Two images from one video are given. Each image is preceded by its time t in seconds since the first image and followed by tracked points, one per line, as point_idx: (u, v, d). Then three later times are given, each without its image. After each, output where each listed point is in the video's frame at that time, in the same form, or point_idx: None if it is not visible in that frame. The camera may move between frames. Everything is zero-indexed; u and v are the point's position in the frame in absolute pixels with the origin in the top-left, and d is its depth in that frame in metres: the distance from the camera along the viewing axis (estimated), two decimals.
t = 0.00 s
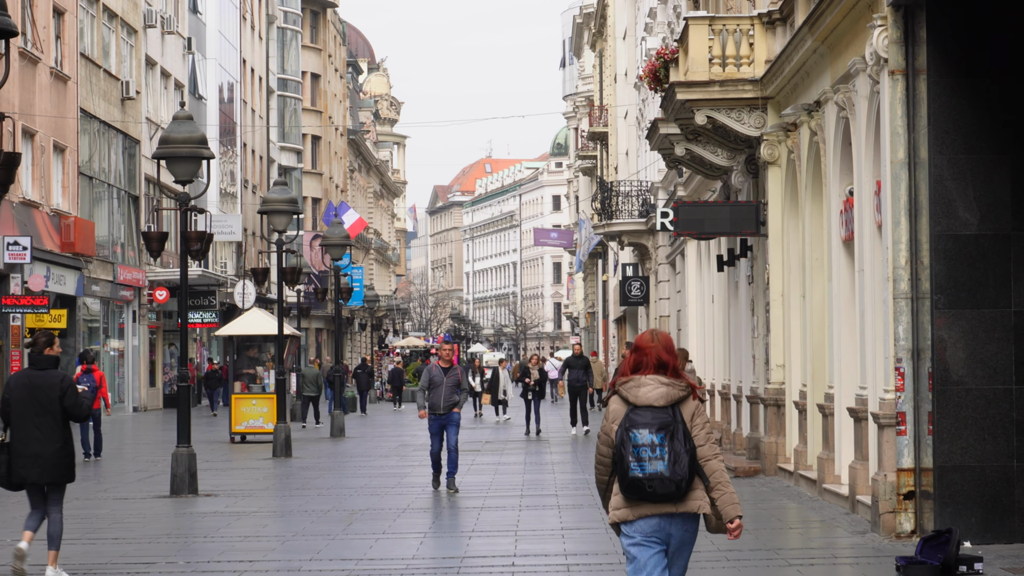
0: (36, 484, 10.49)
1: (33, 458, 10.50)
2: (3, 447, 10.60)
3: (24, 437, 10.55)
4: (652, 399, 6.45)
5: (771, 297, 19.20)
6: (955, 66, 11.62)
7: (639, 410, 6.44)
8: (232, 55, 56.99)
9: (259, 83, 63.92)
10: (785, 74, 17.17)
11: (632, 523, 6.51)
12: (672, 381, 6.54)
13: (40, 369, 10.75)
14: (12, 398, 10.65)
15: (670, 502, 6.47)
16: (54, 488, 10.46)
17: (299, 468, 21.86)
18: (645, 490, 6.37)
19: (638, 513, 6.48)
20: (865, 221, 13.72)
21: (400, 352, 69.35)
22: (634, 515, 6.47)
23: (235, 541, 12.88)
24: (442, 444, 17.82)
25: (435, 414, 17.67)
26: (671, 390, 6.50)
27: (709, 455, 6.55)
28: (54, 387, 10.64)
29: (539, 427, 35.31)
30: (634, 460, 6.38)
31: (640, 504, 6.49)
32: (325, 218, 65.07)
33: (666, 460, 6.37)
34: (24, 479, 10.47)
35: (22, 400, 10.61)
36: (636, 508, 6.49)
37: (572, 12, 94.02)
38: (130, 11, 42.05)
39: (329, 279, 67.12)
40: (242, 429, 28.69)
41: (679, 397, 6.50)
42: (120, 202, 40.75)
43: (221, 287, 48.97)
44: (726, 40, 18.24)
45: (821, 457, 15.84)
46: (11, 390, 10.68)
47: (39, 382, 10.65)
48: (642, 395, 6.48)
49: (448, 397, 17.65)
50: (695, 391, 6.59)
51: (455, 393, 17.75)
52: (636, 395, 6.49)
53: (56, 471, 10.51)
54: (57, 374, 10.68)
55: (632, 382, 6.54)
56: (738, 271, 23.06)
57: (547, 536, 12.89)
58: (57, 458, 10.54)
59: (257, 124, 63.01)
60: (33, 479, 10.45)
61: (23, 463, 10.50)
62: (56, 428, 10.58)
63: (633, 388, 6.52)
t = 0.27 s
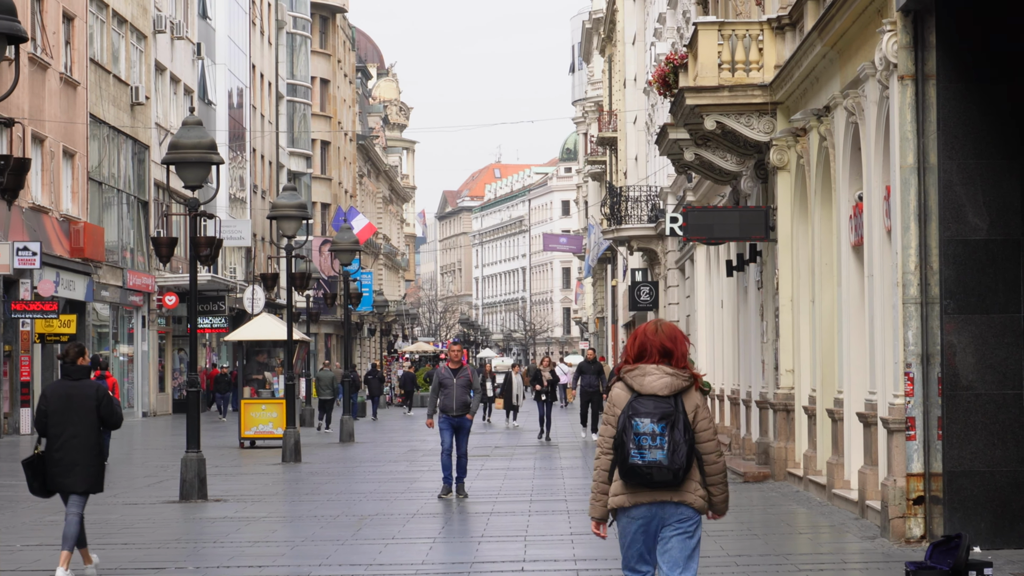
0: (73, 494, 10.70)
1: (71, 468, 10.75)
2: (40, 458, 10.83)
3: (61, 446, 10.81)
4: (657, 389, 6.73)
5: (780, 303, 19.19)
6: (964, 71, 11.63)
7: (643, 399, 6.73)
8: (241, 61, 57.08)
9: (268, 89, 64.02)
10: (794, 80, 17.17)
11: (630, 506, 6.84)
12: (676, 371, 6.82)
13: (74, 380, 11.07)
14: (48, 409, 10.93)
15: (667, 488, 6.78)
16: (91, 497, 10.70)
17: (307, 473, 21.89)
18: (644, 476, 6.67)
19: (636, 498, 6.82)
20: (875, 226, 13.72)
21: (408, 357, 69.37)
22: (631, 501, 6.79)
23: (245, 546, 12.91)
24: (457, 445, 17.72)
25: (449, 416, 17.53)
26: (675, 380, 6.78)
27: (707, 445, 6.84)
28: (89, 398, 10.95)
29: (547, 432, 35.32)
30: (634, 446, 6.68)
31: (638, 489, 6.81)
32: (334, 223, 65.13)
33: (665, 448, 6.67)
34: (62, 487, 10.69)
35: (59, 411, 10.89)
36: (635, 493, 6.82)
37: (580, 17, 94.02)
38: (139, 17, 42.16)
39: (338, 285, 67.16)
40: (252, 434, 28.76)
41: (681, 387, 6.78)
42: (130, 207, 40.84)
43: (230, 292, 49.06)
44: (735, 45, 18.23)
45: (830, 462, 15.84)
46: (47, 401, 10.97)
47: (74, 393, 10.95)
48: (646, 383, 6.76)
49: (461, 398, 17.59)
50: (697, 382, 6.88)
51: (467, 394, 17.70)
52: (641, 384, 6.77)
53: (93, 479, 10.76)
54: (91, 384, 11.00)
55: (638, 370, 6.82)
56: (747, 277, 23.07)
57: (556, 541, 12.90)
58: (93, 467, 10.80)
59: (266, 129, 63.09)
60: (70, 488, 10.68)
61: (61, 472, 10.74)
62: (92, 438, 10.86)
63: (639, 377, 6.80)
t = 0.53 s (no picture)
0: (101, 490, 11.15)
1: (98, 464, 11.16)
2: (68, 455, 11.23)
3: (88, 445, 11.18)
4: (650, 410, 6.78)
5: (789, 308, 19.19)
6: (974, 76, 11.63)
7: (636, 421, 6.77)
8: (251, 67, 57.22)
9: (278, 95, 64.10)
10: (804, 85, 17.17)
11: (626, 522, 6.87)
12: (669, 393, 6.86)
13: (101, 379, 11.40)
14: (75, 408, 11.27)
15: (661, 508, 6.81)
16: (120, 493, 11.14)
17: (317, 479, 21.92)
18: (638, 495, 6.70)
19: (631, 515, 6.85)
20: (884, 232, 13.73)
21: (417, 363, 69.47)
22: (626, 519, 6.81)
23: (255, 552, 12.93)
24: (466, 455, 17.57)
25: (456, 426, 17.39)
26: (668, 401, 6.82)
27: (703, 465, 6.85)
28: (114, 397, 11.26)
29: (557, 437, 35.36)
30: (628, 466, 6.71)
31: (633, 507, 6.85)
32: (343, 229, 65.26)
33: (659, 469, 6.68)
34: (90, 485, 11.13)
35: (85, 409, 11.23)
36: (630, 511, 6.85)
37: (589, 23, 94.05)
38: (149, 23, 42.26)
39: (347, 290, 67.26)
40: (261, 440, 28.90)
41: (674, 407, 6.82)
42: (139, 213, 40.91)
43: (240, 298, 49.17)
44: (743, 51, 18.22)
45: (840, 468, 15.83)
46: (74, 400, 11.30)
47: (100, 392, 11.27)
48: (640, 406, 6.81)
49: (469, 409, 17.39)
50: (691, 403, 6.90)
51: (474, 404, 17.46)
52: (635, 406, 6.83)
53: (120, 476, 11.18)
54: (117, 384, 11.30)
55: (633, 393, 6.87)
56: (756, 282, 23.06)
57: (566, 546, 12.91)
58: (120, 463, 11.21)
59: (275, 135, 63.22)
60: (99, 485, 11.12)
61: (89, 470, 11.15)
62: (118, 435, 11.23)
63: (633, 399, 6.85)
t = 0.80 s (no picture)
0: (121, 499, 11.19)
1: (120, 475, 11.20)
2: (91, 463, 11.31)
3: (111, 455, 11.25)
4: (646, 399, 7.36)
5: (798, 314, 19.17)
6: (983, 83, 11.62)
7: (634, 409, 7.36)
8: (260, 73, 57.32)
9: (287, 101, 64.19)
10: (813, 91, 17.15)
11: (627, 507, 7.45)
12: (663, 383, 7.44)
13: (128, 391, 11.52)
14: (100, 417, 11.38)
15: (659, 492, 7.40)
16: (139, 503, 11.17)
17: (327, 485, 21.93)
18: (637, 480, 7.30)
19: (633, 500, 7.42)
20: (894, 238, 13.70)
21: (427, 369, 69.46)
22: (628, 503, 7.42)
23: (263, 558, 12.95)
24: (472, 459, 17.42)
25: (461, 427, 17.31)
26: (664, 390, 7.40)
27: (697, 451, 7.44)
28: (141, 409, 11.37)
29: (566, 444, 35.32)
30: (628, 452, 7.32)
31: (633, 492, 7.43)
32: (353, 235, 65.33)
33: (656, 454, 7.30)
34: (110, 494, 11.16)
35: (110, 420, 11.33)
36: (631, 495, 7.43)
37: (599, 29, 94.05)
38: (158, 28, 42.36)
39: (356, 297, 67.30)
40: (270, 446, 28.78)
41: (669, 396, 7.39)
42: (149, 219, 40.99)
43: (249, 304, 49.22)
44: (754, 57, 18.23)
45: (849, 474, 15.80)
46: (100, 410, 11.42)
47: (127, 403, 11.39)
48: (637, 395, 7.39)
49: (473, 410, 17.31)
50: (686, 392, 7.49)
51: (480, 405, 17.39)
52: (632, 396, 7.41)
53: (141, 487, 11.22)
54: (144, 397, 11.44)
55: (630, 384, 7.45)
56: (766, 288, 23.02)
57: (576, 553, 12.92)
58: (142, 474, 11.25)
59: (285, 141, 63.32)
60: (119, 495, 11.15)
61: (110, 479, 11.20)
62: (142, 447, 11.30)
63: (631, 390, 7.44)
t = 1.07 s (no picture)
0: (156, 495, 11.59)
1: (152, 471, 11.64)
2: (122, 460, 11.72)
3: (144, 452, 11.70)
4: (652, 421, 7.48)
5: (807, 320, 19.16)
6: (992, 89, 11.64)
7: (640, 431, 7.48)
8: (269, 79, 57.44)
9: (295, 107, 64.28)
10: (822, 97, 17.15)
11: (632, 526, 7.57)
12: (668, 405, 7.57)
13: (155, 390, 11.99)
14: (132, 415, 11.80)
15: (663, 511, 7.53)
16: (172, 498, 11.60)
17: (335, 490, 21.95)
18: (643, 499, 7.42)
19: (637, 519, 7.55)
20: (903, 243, 13.70)
21: (435, 375, 69.51)
22: (634, 522, 7.54)
23: (272, 563, 12.98)
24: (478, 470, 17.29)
25: (468, 439, 17.10)
26: (669, 413, 7.53)
27: (699, 472, 7.59)
28: (172, 408, 11.86)
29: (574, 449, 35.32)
30: (634, 473, 7.43)
31: (638, 511, 7.55)
32: (361, 241, 65.44)
33: (662, 474, 7.43)
34: (146, 490, 11.57)
35: (142, 417, 11.78)
36: (636, 514, 7.55)
37: (607, 35, 94.14)
38: (167, 35, 42.49)
39: (365, 303, 67.36)
40: (279, 452, 28.86)
41: (674, 418, 7.53)
42: (157, 225, 41.08)
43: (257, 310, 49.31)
44: (762, 63, 18.25)
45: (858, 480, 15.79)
46: (130, 408, 11.83)
47: (158, 401, 11.87)
48: (643, 417, 7.51)
49: (480, 423, 17.11)
50: (688, 413, 7.63)
51: (489, 419, 17.20)
52: (638, 417, 7.52)
53: (174, 483, 11.67)
54: (173, 395, 11.93)
55: (636, 406, 7.57)
56: (774, 294, 23.02)
57: (584, 558, 12.93)
58: (172, 470, 11.70)
59: (294, 147, 63.40)
60: (152, 490, 11.56)
61: (143, 475, 11.62)
62: (173, 444, 11.78)
63: (636, 411, 7.56)
